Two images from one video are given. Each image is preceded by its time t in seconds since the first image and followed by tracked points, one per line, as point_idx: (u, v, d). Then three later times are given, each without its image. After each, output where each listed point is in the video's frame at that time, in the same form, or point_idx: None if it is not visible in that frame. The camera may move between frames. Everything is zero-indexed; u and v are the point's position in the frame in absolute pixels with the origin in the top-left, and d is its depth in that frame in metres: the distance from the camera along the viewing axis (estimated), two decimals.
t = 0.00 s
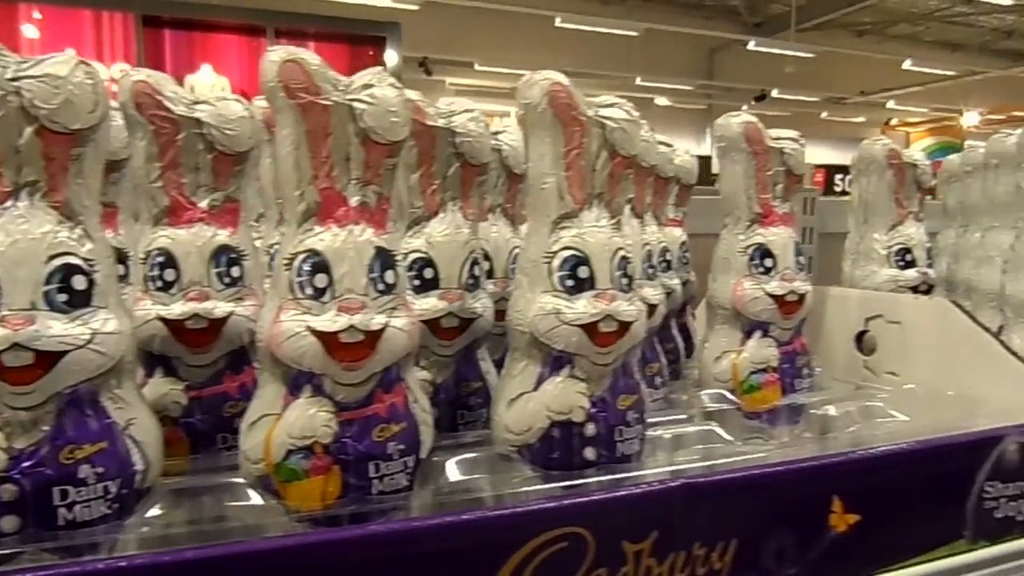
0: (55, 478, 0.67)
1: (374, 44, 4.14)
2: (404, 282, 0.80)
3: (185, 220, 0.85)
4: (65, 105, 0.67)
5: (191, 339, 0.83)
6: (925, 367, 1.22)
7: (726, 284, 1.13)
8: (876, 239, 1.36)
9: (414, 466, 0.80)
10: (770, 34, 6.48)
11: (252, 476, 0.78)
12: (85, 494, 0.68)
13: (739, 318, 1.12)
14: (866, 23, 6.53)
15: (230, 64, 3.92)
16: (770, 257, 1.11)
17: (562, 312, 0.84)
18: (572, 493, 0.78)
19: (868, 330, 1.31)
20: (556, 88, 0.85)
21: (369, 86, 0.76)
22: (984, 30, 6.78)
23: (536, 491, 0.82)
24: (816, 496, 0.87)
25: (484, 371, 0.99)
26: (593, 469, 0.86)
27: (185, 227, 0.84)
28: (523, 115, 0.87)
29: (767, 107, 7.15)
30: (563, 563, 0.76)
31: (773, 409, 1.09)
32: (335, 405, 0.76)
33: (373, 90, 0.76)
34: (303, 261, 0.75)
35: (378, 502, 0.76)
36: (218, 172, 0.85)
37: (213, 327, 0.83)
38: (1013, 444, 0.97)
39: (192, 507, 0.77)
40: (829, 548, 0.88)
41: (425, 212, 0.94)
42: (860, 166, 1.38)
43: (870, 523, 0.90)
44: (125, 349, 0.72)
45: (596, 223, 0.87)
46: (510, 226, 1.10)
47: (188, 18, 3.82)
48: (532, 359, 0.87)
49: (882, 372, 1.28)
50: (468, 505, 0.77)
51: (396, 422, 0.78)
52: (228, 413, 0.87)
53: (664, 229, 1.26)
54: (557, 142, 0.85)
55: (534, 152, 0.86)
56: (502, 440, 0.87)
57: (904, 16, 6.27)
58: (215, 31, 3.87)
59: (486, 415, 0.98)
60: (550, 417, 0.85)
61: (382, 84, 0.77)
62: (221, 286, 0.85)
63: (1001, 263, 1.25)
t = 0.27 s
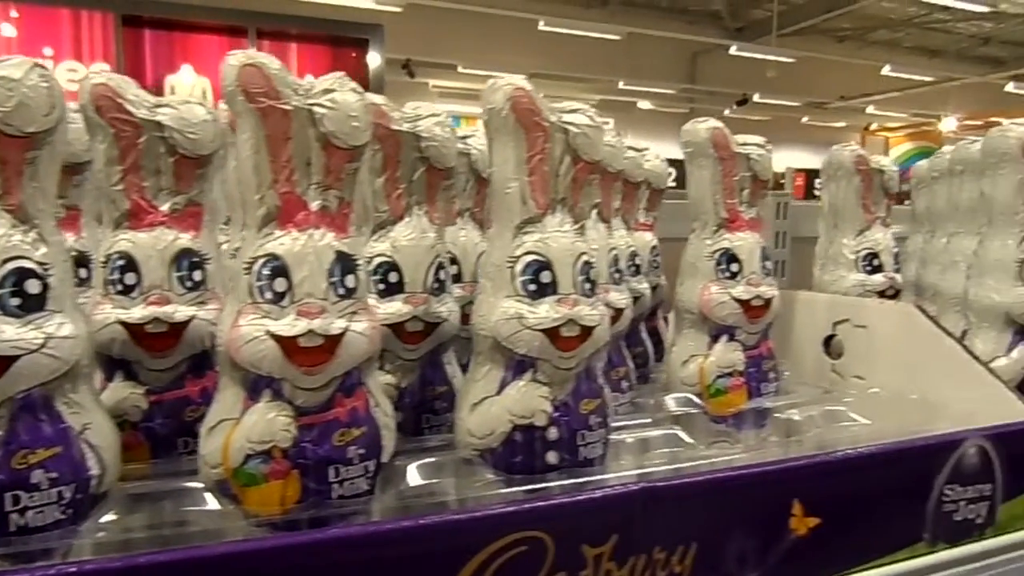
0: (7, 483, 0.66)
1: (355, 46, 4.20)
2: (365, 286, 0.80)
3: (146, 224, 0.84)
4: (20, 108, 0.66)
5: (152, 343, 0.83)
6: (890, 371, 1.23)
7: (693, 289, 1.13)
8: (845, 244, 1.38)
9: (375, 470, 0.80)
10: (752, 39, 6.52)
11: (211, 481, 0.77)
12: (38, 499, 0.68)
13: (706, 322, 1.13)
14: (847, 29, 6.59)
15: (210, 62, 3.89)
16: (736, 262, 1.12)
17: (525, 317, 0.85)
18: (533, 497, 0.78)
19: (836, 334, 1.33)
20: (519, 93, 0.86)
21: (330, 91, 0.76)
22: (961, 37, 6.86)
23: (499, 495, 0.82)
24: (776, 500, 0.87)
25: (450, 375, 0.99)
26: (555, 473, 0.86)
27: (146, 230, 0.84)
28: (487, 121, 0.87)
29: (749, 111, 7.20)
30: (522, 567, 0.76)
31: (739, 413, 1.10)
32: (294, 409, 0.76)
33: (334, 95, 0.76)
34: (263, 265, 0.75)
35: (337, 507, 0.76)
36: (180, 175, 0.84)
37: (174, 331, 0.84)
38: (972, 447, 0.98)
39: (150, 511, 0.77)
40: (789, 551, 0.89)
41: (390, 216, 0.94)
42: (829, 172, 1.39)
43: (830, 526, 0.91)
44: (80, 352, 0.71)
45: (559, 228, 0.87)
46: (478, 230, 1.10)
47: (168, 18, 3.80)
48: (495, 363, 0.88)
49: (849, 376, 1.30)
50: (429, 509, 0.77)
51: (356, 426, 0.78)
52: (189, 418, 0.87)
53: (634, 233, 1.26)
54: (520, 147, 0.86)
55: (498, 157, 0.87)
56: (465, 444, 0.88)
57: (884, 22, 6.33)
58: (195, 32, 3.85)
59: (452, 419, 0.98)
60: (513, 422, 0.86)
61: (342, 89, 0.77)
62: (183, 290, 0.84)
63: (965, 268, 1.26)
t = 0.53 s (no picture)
0: None
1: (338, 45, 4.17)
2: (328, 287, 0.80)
3: (108, 224, 0.83)
4: None
5: (112, 344, 0.83)
6: (858, 373, 1.24)
7: (663, 291, 1.14)
8: (816, 246, 1.39)
9: (338, 472, 0.80)
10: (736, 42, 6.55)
11: (171, 483, 0.77)
12: None
13: (676, 323, 1.14)
14: (829, 33, 6.64)
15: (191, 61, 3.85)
16: (705, 264, 1.12)
17: (489, 318, 0.84)
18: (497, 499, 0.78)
19: (806, 336, 1.34)
20: (484, 95, 0.86)
21: (292, 92, 0.76)
22: (941, 41, 6.93)
23: (463, 496, 0.82)
24: (740, 501, 0.88)
25: (418, 376, 0.99)
26: (520, 475, 0.87)
27: (107, 231, 0.83)
28: (452, 122, 0.87)
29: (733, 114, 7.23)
30: (484, 569, 0.76)
31: (708, 414, 1.11)
32: (255, 411, 0.76)
33: (296, 96, 0.76)
34: (223, 266, 0.75)
35: (299, 509, 0.76)
36: (142, 174, 0.83)
37: (135, 332, 0.83)
38: (936, 449, 0.99)
39: (109, 513, 0.76)
40: (753, 552, 0.89)
41: (357, 217, 0.94)
42: (800, 175, 1.40)
43: (794, 527, 0.91)
44: (37, 353, 0.70)
45: (525, 230, 0.87)
46: (448, 231, 1.10)
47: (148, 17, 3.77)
48: (461, 365, 0.88)
49: (819, 377, 1.31)
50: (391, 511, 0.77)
51: (319, 428, 0.78)
52: (150, 419, 0.87)
53: (605, 235, 1.27)
54: (485, 148, 0.86)
55: (463, 159, 0.87)
56: (430, 446, 0.87)
57: (865, 26, 6.38)
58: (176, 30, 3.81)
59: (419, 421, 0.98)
60: (477, 423, 0.86)
61: (305, 90, 0.77)
62: (145, 291, 0.84)
63: (933, 271, 1.27)
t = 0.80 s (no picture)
0: None
1: (325, 45, 4.13)
2: (296, 287, 0.79)
3: (72, 223, 0.83)
4: None
5: (76, 344, 0.82)
6: (833, 372, 1.25)
7: (638, 290, 1.14)
8: (792, 246, 1.39)
9: (305, 472, 0.79)
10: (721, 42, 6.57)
11: (135, 484, 0.76)
12: None
13: (650, 323, 1.14)
14: (813, 33, 6.67)
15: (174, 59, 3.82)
16: (679, 263, 1.12)
17: (459, 318, 0.84)
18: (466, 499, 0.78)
19: (782, 336, 1.34)
20: (454, 93, 0.85)
21: (258, 90, 0.76)
22: (924, 43, 6.98)
23: (433, 496, 0.81)
24: (710, 500, 0.88)
25: (390, 376, 0.99)
26: (490, 474, 0.86)
27: (71, 229, 0.83)
28: (422, 121, 0.87)
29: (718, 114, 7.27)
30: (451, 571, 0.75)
31: (682, 413, 1.11)
32: (220, 411, 0.75)
33: (261, 93, 0.75)
34: (188, 265, 0.74)
35: (264, 509, 0.75)
36: (108, 174, 0.83)
37: (100, 332, 0.82)
38: (907, 447, 0.99)
39: (73, 515, 0.75)
40: (723, 551, 0.89)
41: (328, 216, 0.93)
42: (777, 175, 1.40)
43: (764, 526, 0.91)
44: None
45: (495, 229, 0.87)
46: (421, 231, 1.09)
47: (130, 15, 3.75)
48: (431, 364, 0.87)
49: (794, 376, 1.32)
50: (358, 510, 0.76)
51: (285, 428, 0.78)
52: (116, 420, 0.86)
53: (581, 234, 1.27)
54: (455, 147, 0.85)
55: (433, 158, 0.87)
56: (400, 446, 0.87)
57: (850, 27, 6.41)
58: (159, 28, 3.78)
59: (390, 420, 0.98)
60: (447, 423, 0.85)
61: (271, 88, 0.76)
62: (110, 290, 0.83)
63: (906, 270, 1.28)
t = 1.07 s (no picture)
0: None
1: (313, 41, 4.11)
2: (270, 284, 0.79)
3: (44, 220, 0.82)
4: None
5: (49, 343, 0.81)
6: (814, 369, 1.25)
7: (619, 287, 1.14)
8: (775, 243, 1.39)
9: (280, 470, 0.79)
10: (712, 40, 6.58)
11: (107, 483, 0.75)
12: None
13: (631, 320, 1.14)
14: (803, 32, 6.69)
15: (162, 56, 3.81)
16: (660, 260, 1.12)
17: (435, 315, 0.84)
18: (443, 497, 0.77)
19: (764, 333, 1.35)
20: (430, 90, 0.85)
21: (230, 86, 0.75)
22: (913, 41, 7.01)
23: (410, 494, 0.81)
24: (688, 498, 0.88)
25: (368, 374, 0.99)
26: (467, 472, 0.86)
27: (44, 227, 0.82)
28: (398, 118, 0.87)
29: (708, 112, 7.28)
30: (425, 569, 0.75)
31: (663, 410, 1.12)
32: (193, 409, 0.75)
33: (234, 90, 0.75)
34: (159, 262, 0.73)
35: (238, 508, 0.75)
36: (81, 170, 0.82)
37: (74, 330, 0.82)
38: (885, 444, 1.00)
39: (44, 514, 0.74)
40: (700, 549, 0.89)
41: (305, 213, 0.93)
42: (760, 172, 1.40)
43: (742, 523, 0.91)
44: None
45: (472, 226, 0.87)
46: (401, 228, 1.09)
47: (118, 12, 3.73)
48: (408, 362, 0.87)
49: (776, 373, 1.32)
50: (333, 508, 0.76)
51: (259, 426, 0.77)
52: (90, 419, 0.86)
53: (563, 232, 1.27)
54: (431, 144, 0.85)
55: (410, 154, 0.86)
56: (377, 444, 0.87)
57: (839, 26, 6.43)
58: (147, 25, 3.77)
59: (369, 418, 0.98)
60: (424, 420, 0.85)
61: (244, 84, 0.76)
62: (82, 288, 0.83)
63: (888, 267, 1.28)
